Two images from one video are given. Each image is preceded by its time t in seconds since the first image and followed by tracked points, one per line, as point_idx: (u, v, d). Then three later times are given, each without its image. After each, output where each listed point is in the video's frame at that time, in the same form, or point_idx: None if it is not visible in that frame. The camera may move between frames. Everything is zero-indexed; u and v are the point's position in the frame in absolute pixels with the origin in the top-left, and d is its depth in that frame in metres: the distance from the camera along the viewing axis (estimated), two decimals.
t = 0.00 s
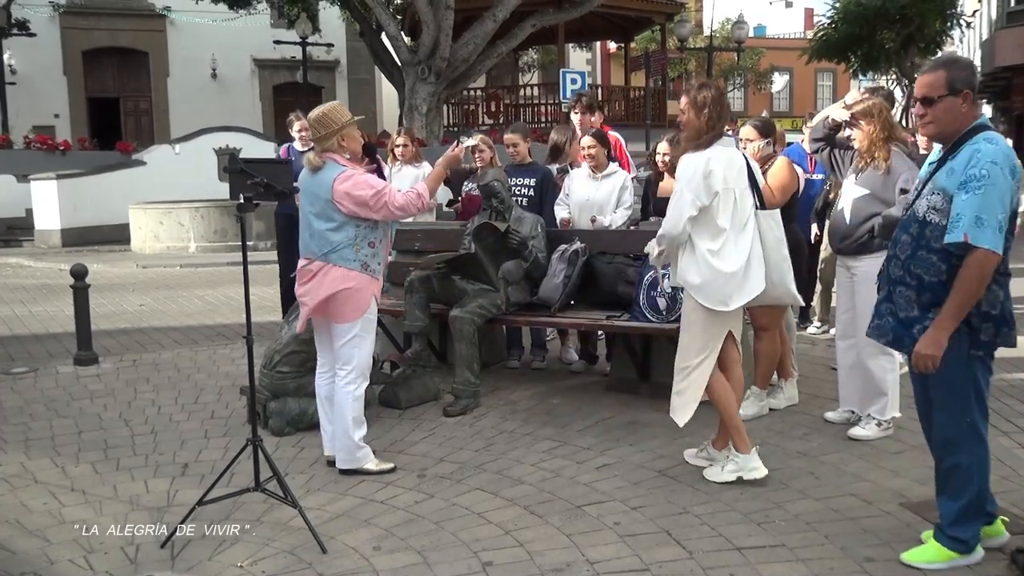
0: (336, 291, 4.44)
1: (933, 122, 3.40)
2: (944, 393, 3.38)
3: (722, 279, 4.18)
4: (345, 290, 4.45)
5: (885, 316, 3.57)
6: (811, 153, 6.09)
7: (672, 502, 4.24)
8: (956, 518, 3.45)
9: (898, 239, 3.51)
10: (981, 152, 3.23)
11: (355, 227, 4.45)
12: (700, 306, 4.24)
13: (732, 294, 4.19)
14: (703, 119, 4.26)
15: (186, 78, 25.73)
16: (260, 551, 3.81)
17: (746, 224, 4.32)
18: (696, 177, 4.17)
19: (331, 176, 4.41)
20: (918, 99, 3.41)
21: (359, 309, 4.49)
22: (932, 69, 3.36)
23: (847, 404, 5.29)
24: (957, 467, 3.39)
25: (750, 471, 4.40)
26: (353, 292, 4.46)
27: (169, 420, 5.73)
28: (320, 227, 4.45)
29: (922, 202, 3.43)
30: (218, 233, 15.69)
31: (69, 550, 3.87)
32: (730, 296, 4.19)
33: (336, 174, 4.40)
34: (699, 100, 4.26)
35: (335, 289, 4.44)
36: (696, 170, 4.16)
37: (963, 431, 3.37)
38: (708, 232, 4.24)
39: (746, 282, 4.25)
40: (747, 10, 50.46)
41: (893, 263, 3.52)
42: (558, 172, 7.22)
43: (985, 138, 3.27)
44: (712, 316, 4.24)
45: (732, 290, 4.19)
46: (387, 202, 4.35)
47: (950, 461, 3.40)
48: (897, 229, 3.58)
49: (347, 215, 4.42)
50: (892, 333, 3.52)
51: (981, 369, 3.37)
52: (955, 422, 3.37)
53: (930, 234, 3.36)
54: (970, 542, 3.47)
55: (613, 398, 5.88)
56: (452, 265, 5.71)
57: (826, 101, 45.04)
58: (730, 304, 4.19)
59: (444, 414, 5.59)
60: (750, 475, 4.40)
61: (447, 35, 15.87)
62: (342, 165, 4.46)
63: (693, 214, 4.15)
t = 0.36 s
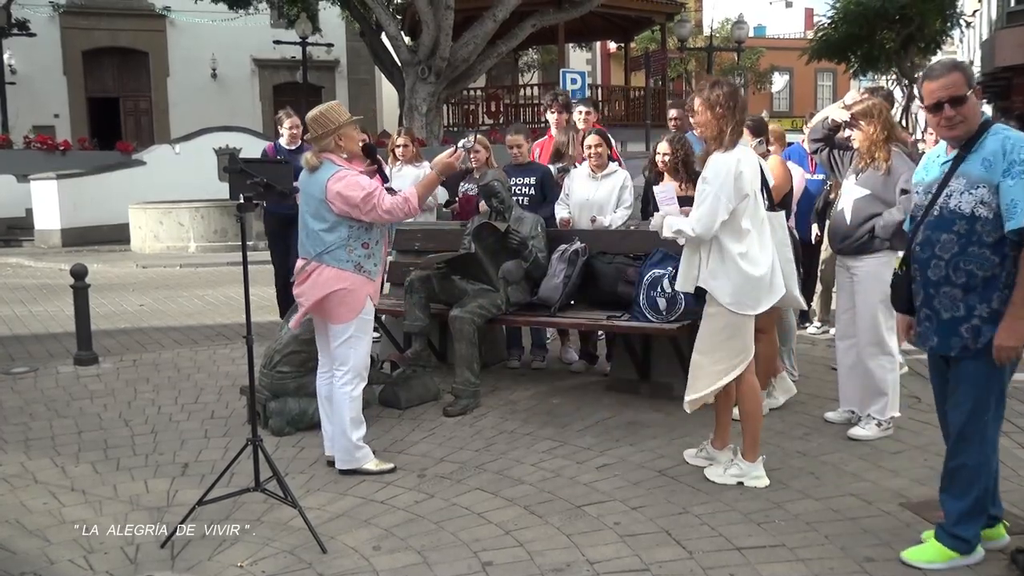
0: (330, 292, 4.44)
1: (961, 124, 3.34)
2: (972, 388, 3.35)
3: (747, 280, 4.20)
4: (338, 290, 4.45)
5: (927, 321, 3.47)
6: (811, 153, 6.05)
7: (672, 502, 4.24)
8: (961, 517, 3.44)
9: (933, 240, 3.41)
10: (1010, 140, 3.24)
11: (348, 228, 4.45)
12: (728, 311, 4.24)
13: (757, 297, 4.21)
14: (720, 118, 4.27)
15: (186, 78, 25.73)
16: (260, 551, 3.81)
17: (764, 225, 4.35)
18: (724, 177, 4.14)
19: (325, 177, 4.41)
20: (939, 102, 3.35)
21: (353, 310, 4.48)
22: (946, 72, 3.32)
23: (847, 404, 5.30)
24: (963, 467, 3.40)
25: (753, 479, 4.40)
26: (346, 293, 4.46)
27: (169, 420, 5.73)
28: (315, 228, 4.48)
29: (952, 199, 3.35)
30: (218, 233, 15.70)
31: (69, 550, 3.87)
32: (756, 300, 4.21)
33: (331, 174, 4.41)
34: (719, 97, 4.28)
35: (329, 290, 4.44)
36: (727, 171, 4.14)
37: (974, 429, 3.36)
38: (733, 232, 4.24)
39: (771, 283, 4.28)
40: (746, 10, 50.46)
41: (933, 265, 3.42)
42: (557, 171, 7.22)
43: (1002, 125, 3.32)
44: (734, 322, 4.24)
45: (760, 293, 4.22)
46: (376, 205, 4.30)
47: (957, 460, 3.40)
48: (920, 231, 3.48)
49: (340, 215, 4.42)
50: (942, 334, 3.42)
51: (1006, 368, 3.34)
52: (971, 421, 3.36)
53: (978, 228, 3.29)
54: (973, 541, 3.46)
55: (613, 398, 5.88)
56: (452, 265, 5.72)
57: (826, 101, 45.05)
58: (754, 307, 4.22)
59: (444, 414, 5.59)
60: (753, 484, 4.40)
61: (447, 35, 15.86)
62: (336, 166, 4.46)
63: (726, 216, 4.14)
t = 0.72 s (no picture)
0: (326, 293, 4.45)
1: (985, 127, 3.30)
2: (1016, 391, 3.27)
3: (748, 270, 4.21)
4: (334, 291, 4.45)
5: (954, 324, 3.41)
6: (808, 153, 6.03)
7: (672, 502, 4.24)
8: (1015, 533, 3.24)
9: (956, 242, 3.37)
10: None
11: (342, 228, 4.44)
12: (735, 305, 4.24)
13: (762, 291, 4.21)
14: (716, 121, 4.22)
15: (186, 78, 25.73)
16: (261, 551, 3.81)
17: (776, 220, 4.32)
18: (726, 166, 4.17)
19: (321, 176, 4.42)
20: (966, 104, 3.29)
21: (350, 310, 4.48)
22: (972, 73, 3.28)
23: (848, 404, 5.29)
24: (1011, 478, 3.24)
25: (753, 479, 4.40)
26: (342, 294, 4.45)
27: (170, 420, 5.73)
28: (312, 229, 4.48)
29: (976, 201, 3.32)
30: (218, 233, 15.70)
31: (69, 550, 3.87)
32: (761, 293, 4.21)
33: (326, 173, 4.41)
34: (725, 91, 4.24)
35: (325, 291, 4.45)
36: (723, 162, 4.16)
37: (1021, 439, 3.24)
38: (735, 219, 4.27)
39: (778, 277, 4.26)
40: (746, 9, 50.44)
41: (957, 268, 3.37)
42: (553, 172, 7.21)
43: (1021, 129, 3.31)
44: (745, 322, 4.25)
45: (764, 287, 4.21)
46: (366, 207, 4.28)
47: (1003, 471, 3.26)
48: (938, 234, 3.43)
49: (334, 215, 4.42)
50: (976, 336, 3.35)
51: None
52: (1017, 433, 3.25)
53: (1002, 231, 3.26)
54: None
55: (613, 398, 5.88)
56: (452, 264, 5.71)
57: (826, 101, 45.04)
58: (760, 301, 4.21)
59: (445, 414, 5.58)
60: (752, 484, 4.39)
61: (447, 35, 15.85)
62: (332, 165, 4.45)
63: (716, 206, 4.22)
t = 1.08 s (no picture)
0: (324, 293, 4.45)
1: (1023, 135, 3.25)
2: None
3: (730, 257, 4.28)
4: (332, 293, 4.45)
5: (963, 332, 3.41)
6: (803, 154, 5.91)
7: (672, 502, 4.24)
8: None
9: (973, 251, 3.34)
10: None
11: (340, 229, 4.44)
12: (728, 297, 4.28)
13: (748, 282, 4.21)
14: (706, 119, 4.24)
15: (186, 78, 25.72)
16: (261, 551, 3.81)
17: (778, 213, 4.25)
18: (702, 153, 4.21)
19: (320, 176, 4.43)
20: (1007, 109, 3.24)
21: (350, 311, 4.48)
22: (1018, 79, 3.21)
23: (849, 404, 5.29)
24: None
25: (753, 479, 4.39)
26: (341, 295, 4.45)
27: (170, 420, 5.73)
28: (312, 229, 4.49)
29: (997, 211, 3.28)
30: (218, 233, 15.70)
31: (69, 550, 3.87)
32: (745, 285, 4.21)
33: (324, 173, 4.42)
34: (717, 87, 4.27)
35: (323, 292, 4.45)
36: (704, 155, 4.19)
37: None
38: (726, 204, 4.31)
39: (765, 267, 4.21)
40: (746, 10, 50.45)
41: (972, 277, 3.35)
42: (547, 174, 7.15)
43: None
44: (752, 318, 4.24)
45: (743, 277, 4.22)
46: (359, 208, 4.27)
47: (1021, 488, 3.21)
48: (956, 238, 3.41)
49: (332, 215, 4.42)
50: (981, 347, 3.37)
51: None
52: None
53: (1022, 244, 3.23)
54: None
55: (613, 398, 5.89)
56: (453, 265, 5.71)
57: (826, 101, 45.03)
58: (742, 293, 4.21)
59: (445, 414, 5.58)
60: (752, 484, 4.39)
61: (447, 35, 15.84)
62: (330, 165, 4.45)
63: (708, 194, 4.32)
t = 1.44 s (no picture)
0: (323, 294, 4.45)
1: None
2: None
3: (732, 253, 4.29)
4: (333, 294, 4.45)
5: (1000, 342, 3.18)
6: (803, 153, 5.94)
7: (672, 503, 4.23)
8: None
9: None
10: None
11: (341, 229, 4.44)
12: (730, 295, 4.30)
13: (748, 280, 4.22)
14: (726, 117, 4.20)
15: (186, 78, 25.73)
16: (261, 551, 3.81)
17: (781, 212, 4.25)
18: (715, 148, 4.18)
19: (321, 175, 4.43)
20: None
21: (350, 312, 4.47)
22: None
23: (848, 405, 5.29)
24: None
25: (754, 479, 4.39)
26: (342, 295, 4.45)
27: (169, 420, 5.72)
28: (313, 228, 4.48)
29: None
30: (218, 233, 15.71)
31: (69, 550, 3.87)
32: (745, 283, 4.22)
33: (325, 173, 4.42)
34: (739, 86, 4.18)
35: (323, 293, 4.45)
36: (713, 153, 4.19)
37: None
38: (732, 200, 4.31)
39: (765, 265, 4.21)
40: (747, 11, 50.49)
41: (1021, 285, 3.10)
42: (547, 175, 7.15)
43: None
44: (755, 315, 4.24)
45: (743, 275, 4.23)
46: (358, 208, 4.26)
47: None
48: (1002, 243, 3.13)
49: (333, 215, 4.42)
50: (1017, 358, 3.17)
51: None
52: None
53: None
54: None
55: (613, 398, 5.89)
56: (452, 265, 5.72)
57: (826, 102, 45.07)
58: (741, 290, 4.23)
59: (445, 414, 5.58)
60: (751, 484, 4.39)
61: (448, 35, 15.84)
62: (332, 165, 4.45)
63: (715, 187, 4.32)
